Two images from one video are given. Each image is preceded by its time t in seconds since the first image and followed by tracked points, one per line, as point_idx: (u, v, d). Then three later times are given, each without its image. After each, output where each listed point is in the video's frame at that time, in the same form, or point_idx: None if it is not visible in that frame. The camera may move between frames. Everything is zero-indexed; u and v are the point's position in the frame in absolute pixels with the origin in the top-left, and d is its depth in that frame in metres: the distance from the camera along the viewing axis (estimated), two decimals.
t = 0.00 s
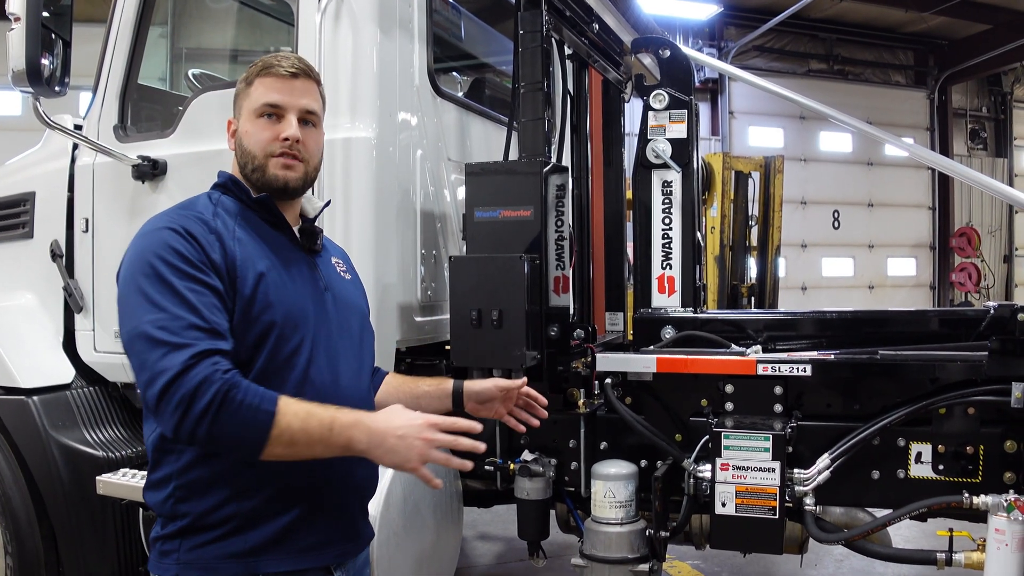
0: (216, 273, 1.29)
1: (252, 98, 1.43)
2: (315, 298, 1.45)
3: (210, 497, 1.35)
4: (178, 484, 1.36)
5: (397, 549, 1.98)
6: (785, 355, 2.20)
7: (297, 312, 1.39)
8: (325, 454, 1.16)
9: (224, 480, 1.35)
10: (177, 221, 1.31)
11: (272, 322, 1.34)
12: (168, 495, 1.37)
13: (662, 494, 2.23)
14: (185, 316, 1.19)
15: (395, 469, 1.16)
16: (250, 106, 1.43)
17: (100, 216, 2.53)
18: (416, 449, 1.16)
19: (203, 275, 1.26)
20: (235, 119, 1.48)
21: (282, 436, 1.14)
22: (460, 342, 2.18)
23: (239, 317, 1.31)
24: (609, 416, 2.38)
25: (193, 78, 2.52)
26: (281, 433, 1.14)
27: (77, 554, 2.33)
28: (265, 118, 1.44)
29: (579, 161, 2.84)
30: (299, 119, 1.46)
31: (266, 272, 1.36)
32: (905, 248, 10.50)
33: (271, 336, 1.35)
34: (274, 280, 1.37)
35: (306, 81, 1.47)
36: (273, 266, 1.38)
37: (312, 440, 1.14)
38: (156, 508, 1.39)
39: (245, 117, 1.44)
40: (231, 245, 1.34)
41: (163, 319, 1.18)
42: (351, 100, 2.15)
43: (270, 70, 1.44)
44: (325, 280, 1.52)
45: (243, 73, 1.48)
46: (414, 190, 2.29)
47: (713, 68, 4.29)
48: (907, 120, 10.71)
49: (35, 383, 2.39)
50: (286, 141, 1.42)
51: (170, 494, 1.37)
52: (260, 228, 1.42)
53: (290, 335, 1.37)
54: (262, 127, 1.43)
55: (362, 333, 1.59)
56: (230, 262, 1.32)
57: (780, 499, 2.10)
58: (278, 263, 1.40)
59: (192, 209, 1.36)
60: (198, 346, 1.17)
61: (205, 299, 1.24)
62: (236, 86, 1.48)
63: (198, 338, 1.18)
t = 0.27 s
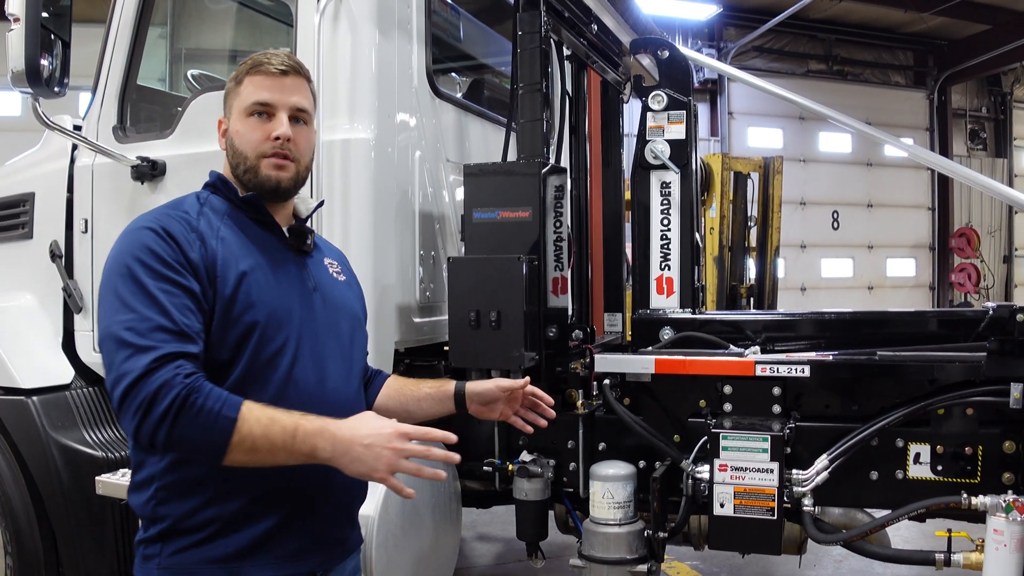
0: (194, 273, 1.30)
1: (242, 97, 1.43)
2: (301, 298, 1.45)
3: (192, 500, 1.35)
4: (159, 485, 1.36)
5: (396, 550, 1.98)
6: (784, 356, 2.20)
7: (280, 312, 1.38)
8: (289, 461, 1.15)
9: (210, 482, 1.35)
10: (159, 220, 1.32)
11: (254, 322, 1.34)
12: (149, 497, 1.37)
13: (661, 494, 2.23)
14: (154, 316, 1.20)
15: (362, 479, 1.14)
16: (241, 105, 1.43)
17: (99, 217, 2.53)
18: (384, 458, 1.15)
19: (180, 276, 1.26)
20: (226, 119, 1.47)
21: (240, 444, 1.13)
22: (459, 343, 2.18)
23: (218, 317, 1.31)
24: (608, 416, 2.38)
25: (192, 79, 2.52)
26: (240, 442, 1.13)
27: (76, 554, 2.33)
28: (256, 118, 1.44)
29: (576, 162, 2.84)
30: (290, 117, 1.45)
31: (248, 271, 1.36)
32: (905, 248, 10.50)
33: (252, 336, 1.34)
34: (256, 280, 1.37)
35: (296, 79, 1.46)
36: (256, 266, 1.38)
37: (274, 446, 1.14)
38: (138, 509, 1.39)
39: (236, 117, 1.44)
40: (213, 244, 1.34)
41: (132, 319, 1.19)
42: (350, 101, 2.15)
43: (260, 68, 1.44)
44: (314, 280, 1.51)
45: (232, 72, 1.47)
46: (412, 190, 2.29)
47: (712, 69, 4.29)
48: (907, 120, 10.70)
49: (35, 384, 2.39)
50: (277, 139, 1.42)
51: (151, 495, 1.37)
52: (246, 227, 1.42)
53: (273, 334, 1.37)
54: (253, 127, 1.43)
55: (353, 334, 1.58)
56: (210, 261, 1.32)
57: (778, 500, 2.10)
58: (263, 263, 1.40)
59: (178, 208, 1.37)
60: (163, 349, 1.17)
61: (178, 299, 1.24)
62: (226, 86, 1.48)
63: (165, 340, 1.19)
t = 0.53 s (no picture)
0: (170, 275, 1.26)
1: (227, 96, 1.41)
2: (284, 303, 1.41)
3: (168, 510, 1.30)
4: (135, 494, 1.31)
5: (391, 554, 1.97)
6: (780, 360, 2.20)
7: (261, 316, 1.34)
8: (254, 479, 1.12)
9: (191, 491, 1.30)
10: (137, 220, 1.28)
11: (233, 325, 1.30)
12: (125, 505, 1.32)
13: (657, 498, 2.23)
14: (123, 321, 1.16)
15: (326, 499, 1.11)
16: (226, 104, 1.41)
17: (95, 220, 2.53)
18: (349, 480, 1.10)
19: (154, 279, 1.22)
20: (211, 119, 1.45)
21: (202, 460, 1.10)
22: (455, 346, 2.18)
23: (194, 321, 1.27)
24: (604, 420, 2.38)
25: (188, 83, 2.52)
26: (202, 458, 1.10)
27: (70, 559, 2.32)
28: (241, 117, 1.41)
29: (574, 166, 2.85)
30: (276, 116, 1.43)
31: (228, 274, 1.32)
32: (902, 252, 10.52)
33: (230, 341, 1.30)
34: (236, 283, 1.33)
35: (283, 78, 1.44)
36: (237, 269, 1.34)
37: (238, 463, 1.10)
38: (113, 519, 1.33)
39: (221, 117, 1.41)
40: (192, 246, 1.30)
41: (100, 324, 1.16)
42: (346, 104, 2.15)
43: (246, 67, 1.42)
44: (299, 284, 1.48)
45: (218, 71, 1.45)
46: (409, 194, 2.30)
47: (708, 73, 4.30)
48: (903, 124, 10.73)
49: (30, 388, 2.38)
50: (263, 139, 1.40)
51: (127, 504, 1.32)
52: (229, 229, 1.39)
53: (253, 338, 1.33)
54: (239, 126, 1.40)
55: (340, 339, 1.54)
56: (188, 263, 1.29)
57: (774, 504, 2.10)
58: (245, 265, 1.36)
59: (158, 208, 1.33)
60: (129, 356, 1.14)
61: (150, 303, 1.20)
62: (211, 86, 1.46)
63: (132, 347, 1.15)
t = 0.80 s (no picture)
0: (144, 275, 1.16)
1: (207, 90, 1.31)
2: (269, 305, 1.31)
3: (149, 517, 1.20)
4: (111, 503, 1.21)
5: (388, 555, 1.97)
6: (777, 360, 2.20)
7: (244, 319, 1.25)
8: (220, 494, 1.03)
9: (167, 499, 1.20)
10: (108, 217, 1.18)
11: (215, 328, 1.21)
12: (97, 516, 1.22)
13: (654, 499, 2.23)
14: (87, 326, 1.07)
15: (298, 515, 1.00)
16: (206, 98, 1.31)
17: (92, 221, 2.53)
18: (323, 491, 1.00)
19: (125, 281, 1.12)
20: (189, 113, 1.35)
21: (165, 473, 1.02)
22: (452, 347, 2.18)
23: (171, 325, 1.18)
24: (602, 420, 2.38)
25: (185, 83, 2.52)
26: (166, 471, 1.02)
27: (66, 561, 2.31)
28: (222, 112, 1.32)
29: (571, 167, 2.85)
30: (260, 111, 1.34)
31: (209, 274, 1.23)
32: (898, 253, 10.55)
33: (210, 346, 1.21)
34: (218, 284, 1.23)
35: (266, 71, 1.35)
36: (217, 269, 1.24)
37: (204, 478, 1.02)
38: (86, 530, 1.24)
39: (201, 112, 1.32)
40: (170, 244, 1.21)
41: (64, 328, 1.07)
42: (344, 105, 2.15)
43: (228, 59, 1.33)
44: (284, 285, 1.38)
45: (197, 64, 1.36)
46: (406, 195, 2.30)
47: (705, 74, 4.31)
48: (899, 126, 10.76)
49: (26, 388, 2.37)
50: (247, 135, 1.31)
51: (100, 515, 1.22)
52: (210, 226, 1.29)
53: (235, 342, 1.23)
54: (220, 121, 1.31)
55: (327, 344, 1.45)
56: (165, 262, 1.19)
57: (771, 504, 2.10)
58: (228, 264, 1.27)
59: (136, 204, 1.23)
60: (93, 364, 1.05)
61: (120, 307, 1.10)
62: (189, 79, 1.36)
63: (96, 354, 1.06)
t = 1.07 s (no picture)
0: (115, 281, 1.14)
1: (180, 81, 1.30)
2: (251, 306, 1.29)
3: (124, 531, 1.17)
4: (90, 513, 1.19)
5: (392, 552, 1.98)
6: (782, 358, 2.20)
7: (223, 322, 1.23)
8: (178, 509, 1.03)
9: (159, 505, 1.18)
10: (79, 222, 1.16)
11: (191, 333, 1.19)
12: (79, 525, 1.20)
13: (659, 497, 2.24)
14: (50, 337, 1.06)
15: (264, 528, 0.99)
16: (180, 90, 1.30)
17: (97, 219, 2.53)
18: (290, 495, 1.00)
19: (91, 288, 1.10)
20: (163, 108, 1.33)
21: (122, 489, 1.02)
22: (457, 345, 2.18)
23: (146, 332, 1.16)
24: (607, 419, 2.38)
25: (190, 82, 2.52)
26: (123, 486, 1.02)
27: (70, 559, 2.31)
28: (197, 103, 1.30)
29: (575, 165, 2.86)
30: (235, 101, 1.33)
31: (185, 278, 1.21)
32: (902, 252, 10.53)
33: (185, 351, 1.19)
34: (195, 287, 1.22)
35: (239, 59, 1.34)
36: (193, 272, 1.22)
37: (162, 492, 1.02)
38: (68, 540, 1.21)
39: (175, 105, 1.30)
40: (143, 248, 1.18)
41: (26, 339, 1.06)
42: (349, 103, 2.15)
43: (199, 49, 1.31)
44: (268, 285, 1.36)
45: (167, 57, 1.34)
46: (411, 193, 2.30)
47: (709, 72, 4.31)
48: (903, 125, 10.74)
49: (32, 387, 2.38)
50: (224, 125, 1.29)
51: (81, 524, 1.20)
52: (188, 226, 1.27)
53: (214, 346, 1.21)
54: (195, 113, 1.29)
55: (312, 345, 1.43)
56: (137, 266, 1.17)
57: (776, 502, 2.10)
58: (205, 266, 1.25)
59: (109, 207, 1.21)
60: (53, 378, 1.04)
61: (86, 317, 1.09)
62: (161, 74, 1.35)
63: (56, 367, 1.05)
